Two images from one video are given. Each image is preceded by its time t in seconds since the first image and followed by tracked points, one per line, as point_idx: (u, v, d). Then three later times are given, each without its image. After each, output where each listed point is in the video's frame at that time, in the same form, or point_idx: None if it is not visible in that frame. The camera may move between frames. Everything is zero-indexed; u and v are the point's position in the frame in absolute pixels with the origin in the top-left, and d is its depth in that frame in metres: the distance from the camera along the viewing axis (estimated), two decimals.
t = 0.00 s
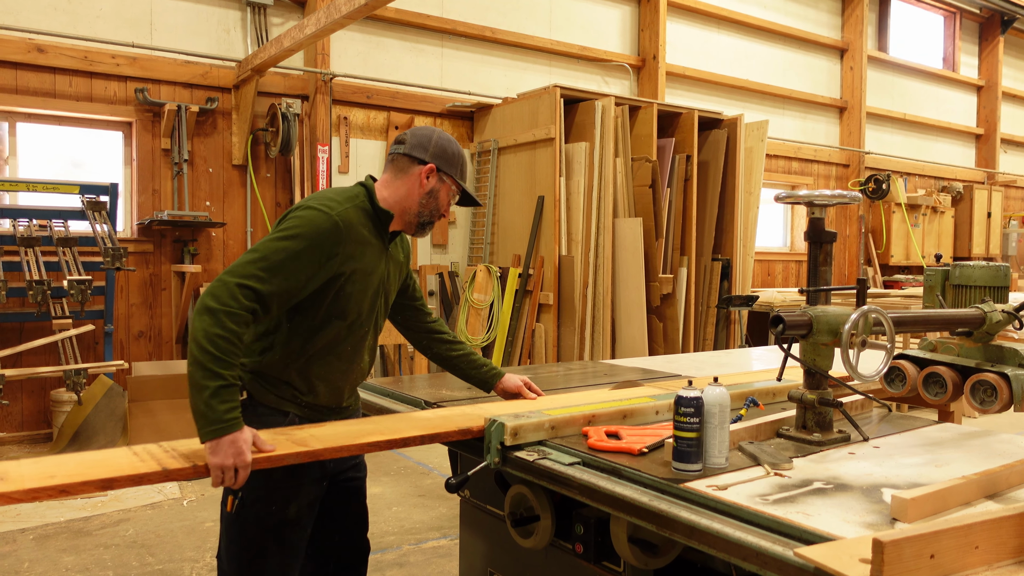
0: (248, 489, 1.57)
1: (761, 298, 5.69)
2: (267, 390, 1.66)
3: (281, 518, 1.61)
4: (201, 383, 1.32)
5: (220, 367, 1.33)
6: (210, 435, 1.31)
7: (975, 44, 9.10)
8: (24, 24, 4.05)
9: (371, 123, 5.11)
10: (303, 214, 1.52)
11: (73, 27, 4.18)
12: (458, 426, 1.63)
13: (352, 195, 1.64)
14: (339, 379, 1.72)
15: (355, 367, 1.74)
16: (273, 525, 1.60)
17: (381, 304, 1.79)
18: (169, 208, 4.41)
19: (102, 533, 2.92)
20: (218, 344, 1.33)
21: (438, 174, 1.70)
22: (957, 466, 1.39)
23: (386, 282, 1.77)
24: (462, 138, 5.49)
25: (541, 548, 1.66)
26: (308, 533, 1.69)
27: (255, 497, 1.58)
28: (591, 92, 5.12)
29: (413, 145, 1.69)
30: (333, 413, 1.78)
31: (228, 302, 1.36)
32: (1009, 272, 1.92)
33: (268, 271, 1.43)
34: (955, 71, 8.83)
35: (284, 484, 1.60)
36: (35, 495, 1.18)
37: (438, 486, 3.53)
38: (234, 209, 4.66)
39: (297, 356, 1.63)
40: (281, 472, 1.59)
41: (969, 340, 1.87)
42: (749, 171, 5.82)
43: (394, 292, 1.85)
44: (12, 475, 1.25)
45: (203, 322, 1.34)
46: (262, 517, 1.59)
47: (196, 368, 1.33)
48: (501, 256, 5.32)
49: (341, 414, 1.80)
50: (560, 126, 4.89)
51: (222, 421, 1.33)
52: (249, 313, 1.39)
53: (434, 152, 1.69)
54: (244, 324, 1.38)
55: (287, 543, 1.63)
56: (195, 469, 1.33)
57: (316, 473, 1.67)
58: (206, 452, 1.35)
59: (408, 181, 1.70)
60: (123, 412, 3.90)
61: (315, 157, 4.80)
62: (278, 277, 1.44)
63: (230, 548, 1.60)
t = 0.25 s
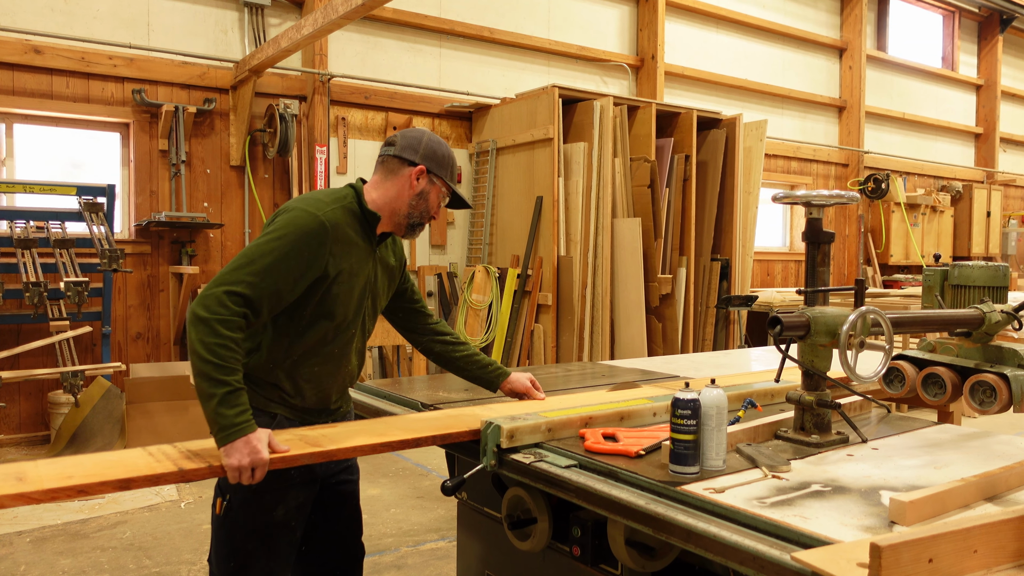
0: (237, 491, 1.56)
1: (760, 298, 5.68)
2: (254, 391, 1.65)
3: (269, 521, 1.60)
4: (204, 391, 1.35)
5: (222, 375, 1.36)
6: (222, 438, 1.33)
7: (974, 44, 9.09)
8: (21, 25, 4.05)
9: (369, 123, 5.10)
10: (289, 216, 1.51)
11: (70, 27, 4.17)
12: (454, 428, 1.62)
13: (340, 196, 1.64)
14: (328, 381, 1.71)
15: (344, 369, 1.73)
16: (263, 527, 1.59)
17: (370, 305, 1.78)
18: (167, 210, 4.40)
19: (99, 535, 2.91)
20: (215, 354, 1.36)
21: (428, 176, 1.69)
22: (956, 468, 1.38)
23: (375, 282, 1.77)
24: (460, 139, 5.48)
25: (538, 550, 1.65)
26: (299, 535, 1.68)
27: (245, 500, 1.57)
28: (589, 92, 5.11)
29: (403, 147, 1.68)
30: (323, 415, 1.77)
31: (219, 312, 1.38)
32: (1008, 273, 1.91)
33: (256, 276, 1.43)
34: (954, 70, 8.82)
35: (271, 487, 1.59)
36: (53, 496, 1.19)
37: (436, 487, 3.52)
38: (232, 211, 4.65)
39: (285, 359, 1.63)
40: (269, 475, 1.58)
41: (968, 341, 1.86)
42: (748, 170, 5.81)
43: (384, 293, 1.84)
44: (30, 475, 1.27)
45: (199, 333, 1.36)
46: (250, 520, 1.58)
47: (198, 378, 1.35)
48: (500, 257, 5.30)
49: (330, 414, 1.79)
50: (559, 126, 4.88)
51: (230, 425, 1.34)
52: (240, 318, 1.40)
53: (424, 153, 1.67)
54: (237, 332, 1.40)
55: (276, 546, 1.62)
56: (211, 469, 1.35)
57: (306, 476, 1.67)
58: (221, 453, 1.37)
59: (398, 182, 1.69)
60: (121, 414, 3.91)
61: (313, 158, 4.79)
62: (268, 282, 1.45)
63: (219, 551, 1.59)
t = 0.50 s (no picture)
0: (233, 491, 1.55)
1: (759, 298, 5.68)
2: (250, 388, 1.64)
3: (264, 521, 1.59)
4: (215, 390, 1.35)
5: (231, 374, 1.36)
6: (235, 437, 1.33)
7: (973, 44, 9.10)
8: (19, 25, 4.04)
9: (368, 123, 5.10)
10: (291, 213, 1.51)
11: (68, 26, 4.17)
12: (450, 428, 1.61)
13: (339, 194, 1.63)
14: (325, 379, 1.71)
15: (341, 367, 1.72)
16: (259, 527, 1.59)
17: (367, 304, 1.78)
18: (165, 209, 4.40)
19: (96, 535, 2.91)
20: (224, 352, 1.36)
21: (424, 174, 1.68)
22: (953, 469, 1.37)
23: (372, 281, 1.76)
24: (459, 138, 5.48)
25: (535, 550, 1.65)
26: (296, 535, 1.67)
27: (240, 500, 1.57)
28: (588, 92, 5.11)
29: (399, 146, 1.67)
30: (318, 414, 1.77)
31: (225, 311, 1.38)
32: (1006, 272, 1.91)
33: (261, 275, 1.43)
34: (954, 70, 8.82)
35: (267, 487, 1.58)
36: (68, 493, 1.20)
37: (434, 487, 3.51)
38: (230, 211, 4.65)
39: (282, 357, 1.62)
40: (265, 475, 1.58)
41: (966, 341, 1.86)
42: (747, 171, 5.81)
43: (380, 291, 1.84)
44: (46, 471, 1.27)
45: (207, 332, 1.36)
46: (246, 519, 1.58)
47: (208, 377, 1.36)
48: (499, 257, 5.30)
49: (325, 414, 1.79)
50: (558, 126, 4.88)
51: (242, 423, 1.34)
52: (246, 317, 1.40)
53: (420, 152, 1.67)
54: (244, 331, 1.39)
55: (271, 546, 1.62)
56: (223, 467, 1.35)
57: (302, 475, 1.66)
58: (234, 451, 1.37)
59: (394, 180, 1.68)
60: (118, 413, 3.90)
61: (312, 158, 4.79)
62: (273, 280, 1.44)
63: (214, 551, 1.59)
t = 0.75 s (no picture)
0: (234, 489, 1.56)
1: (759, 298, 5.68)
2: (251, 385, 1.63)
3: (265, 519, 1.59)
4: (229, 387, 1.36)
5: (241, 371, 1.37)
6: (249, 431, 1.34)
7: (973, 44, 9.09)
8: (20, 24, 4.04)
9: (368, 123, 5.10)
10: (297, 211, 1.51)
11: (69, 26, 4.17)
12: (451, 427, 1.61)
13: (344, 192, 1.64)
14: (329, 377, 1.71)
15: (343, 365, 1.72)
16: (260, 525, 1.59)
17: (370, 301, 1.78)
18: (166, 209, 4.40)
19: (96, 534, 2.91)
20: (235, 350, 1.37)
21: (428, 173, 1.69)
22: (953, 467, 1.37)
23: (376, 278, 1.76)
24: (459, 138, 5.48)
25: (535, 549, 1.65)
26: (296, 533, 1.68)
27: (242, 498, 1.57)
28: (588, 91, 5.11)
29: (403, 145, 1.68)
30: (321, 413, 1.75)
31: (233, 308, 1.39)
32: (1006, 272, 1.91)
33: (268, 272, 1.44)
34: (954, 71, 8.82)
35: (268, 484, 1.58)
36: (88, 486, 1.20)
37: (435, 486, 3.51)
38: (231, 210, 4.65)
39: (287, 354, 1.62)
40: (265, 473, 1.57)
41: (966, 340, 1.86)
42: (748, 171, 5.81)
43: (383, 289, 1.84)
44: (64, 465, 1.27)
45: (216, 330, 1.37)
46: (246, 517, 1.58)
47: (221, 374, 1.37)
48: (499, 256, 5.30)
49: (328, 413, 1.78)
50: (558, 126, 4.88)
51: (256, 418, 1.35)
52: (254, 314, 1.41)
53: (424, 151, 1.67)
54: (253, 328, 1.41)
55: (272, 544, 1.61)
56: (239, 461, 1.36)
57: (303, 474, 1.66)
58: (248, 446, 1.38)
59: (398, 179, 1.68)
60: (118, 413, 3.88)
61: (312, 158, 4.79)
62: (280, 278, 1.45)
63: (215, 548, 1.59)
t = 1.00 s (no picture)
0: (236, 489, 1.56)
1: (760, 299, 5.68)
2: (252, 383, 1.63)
3: (267, 519, 1.59)
4: (249, 388, 1.38)
5: (255, 372, 1.38)
6: (274, 430, 1.37)
7: (974, 45, 9.09)
8: (20, 24, 4.05)
9: (368, 123, 5.10)
10: (301, 212, 1.51)
11: (69, 25, 4.17)
12: (452, 427, 1.61)
13: (347, 192, 1.64)
14: (331, 377, 1.71)
15: (345, 365, 1.72)
16: (261, 525, 1.59)
17: (372, 300, 1.78)
18: (166, 208, 4.40)
19: (97, 534, 2.91)
20: (251, 352, 1.38)
21: (430, 173, 1.69)
22: (954, 468, 1.37)
23: (377, 277, 1.77)
24: (460, 138, 5.48)
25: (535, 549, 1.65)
26: (298, 534, 1.67)
27: (243, 498, 1.57)
28: (589, 92, 5.11)
29: (405, 145, 1.68)
30: (323, 412, 1.74)
31: (244, 312, 1.39)
32: (1007, 272, 1.91)
33: (276, 274, 1.44)
34: (954, 71, 8.82)
35: (269, 486, 1.58)
36: (121, 481, 1.21)
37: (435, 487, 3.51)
38: (231, 209, 4.65)
39: (290, 354, 1.62)
40: (267, 474, 1.57)
41: (967, 341, 1.86)
42: (748, 171, 5.81)
43: (383, 288, 1.85)
44: (95, 461, 1.29)
45: (229, 334, 1.38)
46: (248, 517, 1.58)
47: (240, 376, 1.39)
48: (499, 256, 5.30)
49: (330, 412, 1.77)
50: (558, 126, 4.88)
51: (279, 416, 1.37)
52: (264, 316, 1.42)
53: (425, 151, 1.68)
54: (264, 329, 1.41)
55: (272, 544, 1.62)
56: (266, 457, 1.38)
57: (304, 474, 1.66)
58: (275, 443, 1.41)
59: (399, 179, 1.68)
60: (119, 413, 3.89)
61: (313, 158, 4.78)
62: (288, 280, 1.46)
63: (217, 549, 1.59)
